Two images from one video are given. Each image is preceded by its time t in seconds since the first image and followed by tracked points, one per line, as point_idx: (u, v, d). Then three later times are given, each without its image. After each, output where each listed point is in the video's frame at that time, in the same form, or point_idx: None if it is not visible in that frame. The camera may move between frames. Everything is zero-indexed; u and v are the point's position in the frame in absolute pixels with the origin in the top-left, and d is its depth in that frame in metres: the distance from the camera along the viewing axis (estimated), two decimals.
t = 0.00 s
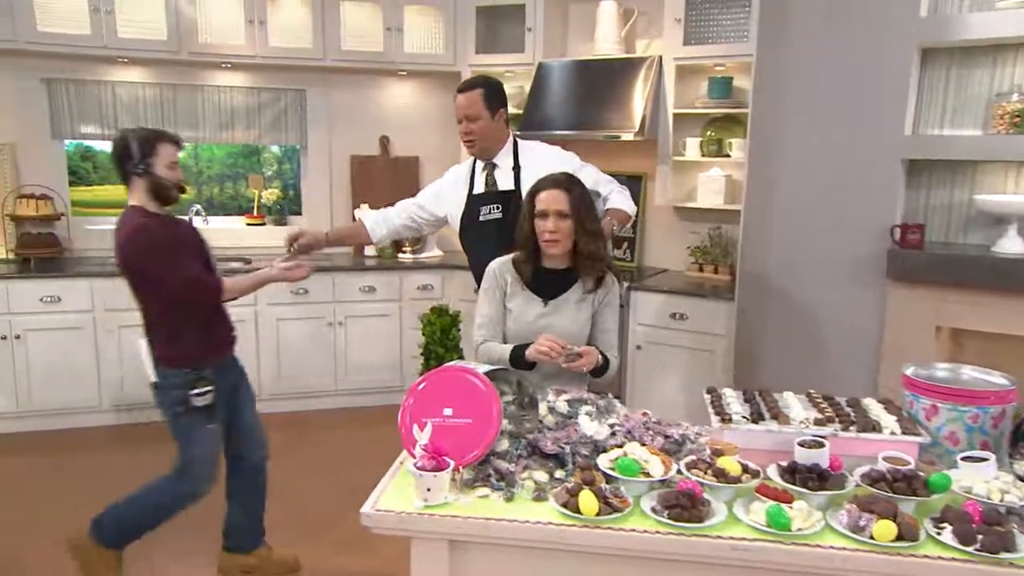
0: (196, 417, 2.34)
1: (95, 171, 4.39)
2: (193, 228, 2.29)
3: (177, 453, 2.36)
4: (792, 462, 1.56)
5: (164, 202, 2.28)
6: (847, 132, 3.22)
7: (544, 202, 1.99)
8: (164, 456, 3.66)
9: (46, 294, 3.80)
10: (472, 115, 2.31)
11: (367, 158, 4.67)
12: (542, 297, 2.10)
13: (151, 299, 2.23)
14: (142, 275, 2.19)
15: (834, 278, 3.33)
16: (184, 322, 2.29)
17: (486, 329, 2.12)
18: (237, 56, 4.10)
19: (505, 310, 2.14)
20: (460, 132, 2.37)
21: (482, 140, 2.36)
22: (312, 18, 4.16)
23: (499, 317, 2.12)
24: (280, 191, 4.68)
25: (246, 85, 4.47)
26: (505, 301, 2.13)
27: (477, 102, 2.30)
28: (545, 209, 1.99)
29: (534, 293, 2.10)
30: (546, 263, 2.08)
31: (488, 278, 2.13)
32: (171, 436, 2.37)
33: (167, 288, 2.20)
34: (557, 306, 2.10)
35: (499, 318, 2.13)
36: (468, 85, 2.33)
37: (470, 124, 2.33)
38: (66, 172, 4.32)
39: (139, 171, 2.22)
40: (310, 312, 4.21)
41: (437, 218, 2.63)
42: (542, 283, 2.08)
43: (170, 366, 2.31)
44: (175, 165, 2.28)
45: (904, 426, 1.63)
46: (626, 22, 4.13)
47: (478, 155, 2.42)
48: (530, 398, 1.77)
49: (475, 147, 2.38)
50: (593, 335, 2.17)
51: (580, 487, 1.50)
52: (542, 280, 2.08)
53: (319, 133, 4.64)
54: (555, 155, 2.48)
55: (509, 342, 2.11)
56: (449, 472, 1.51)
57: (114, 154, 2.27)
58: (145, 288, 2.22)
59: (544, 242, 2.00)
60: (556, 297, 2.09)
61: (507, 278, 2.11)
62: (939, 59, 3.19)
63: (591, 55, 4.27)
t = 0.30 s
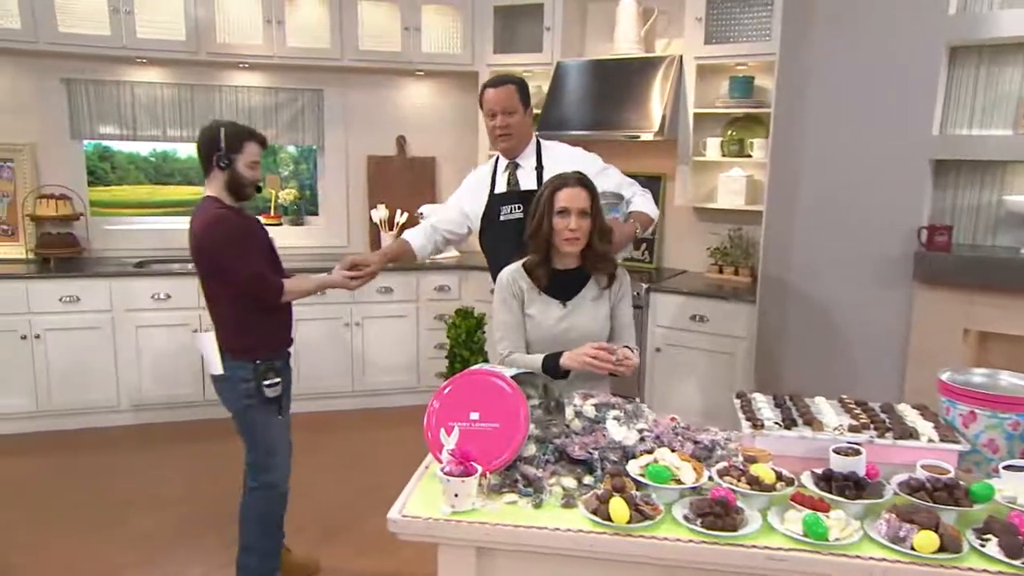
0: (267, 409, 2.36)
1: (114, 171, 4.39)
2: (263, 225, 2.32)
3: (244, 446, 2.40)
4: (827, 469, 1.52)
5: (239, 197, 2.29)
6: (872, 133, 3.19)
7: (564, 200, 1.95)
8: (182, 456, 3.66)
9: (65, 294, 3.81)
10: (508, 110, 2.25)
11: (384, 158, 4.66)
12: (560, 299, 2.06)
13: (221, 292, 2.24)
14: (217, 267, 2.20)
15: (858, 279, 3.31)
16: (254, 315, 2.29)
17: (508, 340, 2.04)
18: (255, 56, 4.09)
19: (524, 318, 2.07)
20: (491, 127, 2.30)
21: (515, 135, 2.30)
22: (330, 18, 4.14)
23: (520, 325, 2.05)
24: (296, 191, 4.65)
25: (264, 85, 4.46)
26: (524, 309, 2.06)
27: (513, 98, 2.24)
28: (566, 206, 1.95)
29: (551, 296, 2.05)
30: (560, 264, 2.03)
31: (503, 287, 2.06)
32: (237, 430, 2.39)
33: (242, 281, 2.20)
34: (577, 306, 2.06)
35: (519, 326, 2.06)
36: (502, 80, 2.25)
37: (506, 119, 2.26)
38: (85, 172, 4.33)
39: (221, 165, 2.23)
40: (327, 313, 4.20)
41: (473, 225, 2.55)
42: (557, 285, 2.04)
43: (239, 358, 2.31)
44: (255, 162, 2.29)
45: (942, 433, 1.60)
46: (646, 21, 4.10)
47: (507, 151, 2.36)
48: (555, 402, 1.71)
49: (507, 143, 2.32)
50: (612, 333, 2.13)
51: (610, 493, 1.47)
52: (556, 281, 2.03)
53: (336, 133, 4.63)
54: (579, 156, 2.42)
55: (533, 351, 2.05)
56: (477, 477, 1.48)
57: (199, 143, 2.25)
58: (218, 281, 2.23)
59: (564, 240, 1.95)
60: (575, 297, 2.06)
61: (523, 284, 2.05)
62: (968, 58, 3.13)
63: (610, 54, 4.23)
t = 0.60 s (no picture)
0: (288, 411, 2.35)
1: (128, 171, 4.39)
2: (291, 226, 2.31)
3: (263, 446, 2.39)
4: (857, 475, 1.49)
5: (267, 196, 2.29)
6: (894, 131, 3.17)
7: (578, 204, 1.84)
8: (197, 456, 3.66)
9: (80, 294, 3.81)
10: (532, 107, 2.19)
11: (398, 158, 4.65)
12: (572, 300, 1.95)
13: (249, 291, 2.22)
14: (245, 266, 2.19)
15: (877, 280, 3.28)
16: (281, 314, 2.28)
17: (524, 348, 1.92)
18: (270, 55, 4.08)
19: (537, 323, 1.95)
20: (513, 126, 2.23)
21: (539, 133, 2.25)
22: (344, 18, 4.13)
23: (535, 330, 1.93)
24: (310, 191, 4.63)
25: (278, 85, 4.46)
26: (536, 314, 1.95)
27: (536, 96, 2.17)
28: (580, 209, 1.84)
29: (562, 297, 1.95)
30: (568, 264, 1.93)
31: (512, 293, 1.94)
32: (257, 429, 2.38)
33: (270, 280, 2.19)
34: (589, 306, 1.96)
35: (533, 332, 1.94)
36: (524, 78, 2.18)
37: (530, 117, 2.20)
38: (100, 172, 4.33)
39: (250, 164, 2.23)
40: (341, 314, 4.19)
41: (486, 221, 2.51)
42: (565, 285, 1.94)
43: (264, 358, 2.29)
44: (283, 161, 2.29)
45: (975, 440, 1.56)
46: (663, 20, 4.06)
47: (529, 149, 2.30)
48: (576, 405, 1.69)
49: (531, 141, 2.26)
50: (623, 330, 2.04)
51: (635, 499, 1.44)
52: (565, 282, 1.93)
53: (349, 133, 4.62)
54: (602, 158, 2.40)
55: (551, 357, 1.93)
56: (500, 482, 1.46)
57: (226, 143, 2.25)
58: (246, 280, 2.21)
59: (576, 243, 1.85)
60: (586, 297, 1.95)
61: (534, 288, 1.94)
62: (993, 57, 3.09)
63: (625, 53, 4.20)
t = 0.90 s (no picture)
0: (282, 412, 2.32)
1: (139, 171, 4.39)
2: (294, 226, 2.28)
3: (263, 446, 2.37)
4: (879, 479, 1.47)
5: (275, 189, 2.25)
6: (909, 131, 3.14)
7: (594, 207, 1.81)
8: (207, 456, 3.65)
9: (91, 293, 3.81)
10: (536, 108, 2.15)
11: (408, 158, 4.65)
12: (584, 300, 1.92)
13: (247, 291, 2.22)
14: (242, 266, 2.18)
15: (891, 280, 3.26)
16: (281, 316, 2.27)
17: (535, 349, 1.88)
18: (280, 55, 4.07)
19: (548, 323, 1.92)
20: (518, 127, 2.19)
21: (543, 133, 2.20)
22: (354, 17, 4.12)
23: (546, 331, 1.90)
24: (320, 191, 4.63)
25: (288, 85, 4.45)
26: (548, 315, 1.92)
27: (540, 96, 2.14)
28: (596, 212, 1.81)
29: (574, 297, 1.92)
30: (582, 265, 1.90)
31: (524, 293, 1.92)
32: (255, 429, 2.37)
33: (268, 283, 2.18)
34: (600, 306, 1.93)
35: (544, 332, 1.91)
36: (529, 77, 2.15)
37: (534, 117, 2.17)
38: (111, 172, 4.33)
39: (248, 161, 2.23)
40: (351, 314, 4.18)
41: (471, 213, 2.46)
42: (579, 286, 1.91)
43: (260, 359, 2.29)
44: (281, 150, 2.23)
45: (1000, 444, 1.54)
46: (674, 19, 4.04)
47: (534, 150, 2.26)
48: (593, 407, 1.63)
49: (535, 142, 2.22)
50: (635, 332, 2.02)
51: (654, 503, 1.42)
52: (578, 284, 1.91)
53: (359, 133, 4.61)
54: (605, 153, 2.37)
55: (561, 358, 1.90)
56: (517, 485, 1.44)
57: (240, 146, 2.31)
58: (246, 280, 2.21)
59: (592, 246, 1.83)
60: (597, 297, 1.93)
61: (546, 288, 1.91)
62: (1011, 56, 3.06)
63: (636, 53, 4.18)
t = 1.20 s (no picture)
0: (282, 412, 2.28)
1: (153, 172, 4.41)
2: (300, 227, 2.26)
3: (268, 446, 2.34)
4: (896, 482, 1.46)
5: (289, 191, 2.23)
6: (921, 133, 3.13)
7: (610, 208, 1.81)
8: (220, 454, 3.67)
9: (107, 293, 3.84)
10: (542, 112, 2.14)
11: (419, 160, 4.66)
12: (598, 301, 1.92)
13: (246, 290, 2.22)
14: (241, 265, 2.18)
15: (904, 283, 3.25)
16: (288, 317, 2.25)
17: (551, 347, 1.87)
18: (294, 57, 4.09)
19: (563, 322, 1.92)
20: (524, 131, 2.18)
21: (549, 137, 2.19)
22: (367, 20, 4.14)
23: (561, 330, 1.89)
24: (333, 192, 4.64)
25: (301, 87, 4.47)
26: (563, 314, 1.92)
27: (546, 100, 2.12)
28: (612, 214, 1.81)
29: (589, 296, 1.91)
30: (597, 265, 1.90)
31: (539, 292, 1.92)
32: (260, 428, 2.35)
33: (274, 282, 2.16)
34: (615, 307, 1.93)
35: (560, 331, 1.90)
36: (534, 81, 2.13)
37: (540, 122, 2.15)
38: (126, 174, 4.36)
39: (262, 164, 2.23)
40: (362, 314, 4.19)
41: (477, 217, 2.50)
42: (594, 286, 1.91)
43: (260, 359, 2.28)
44: (289, 152, 2.19)
45: (1017, 446, 1.54)
46: (684, 21, 4.04)
47: (541, 154, 2.25)
48: (608, 408, 1.62)
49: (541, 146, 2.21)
50: (649, 332, 2.01)
51: (670, 504, 1.42)
52: (592, 284, 1.90)
53: (371, 134, 4.62)
54: (613, 154, 2.36)
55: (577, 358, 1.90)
56: (533, 485, 1.44)
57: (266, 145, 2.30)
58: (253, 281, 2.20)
59: (607, 247, 1.83)
60: (612, 298, 1.93)
61: (560, 288, 1.91)
62: None
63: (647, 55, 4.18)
